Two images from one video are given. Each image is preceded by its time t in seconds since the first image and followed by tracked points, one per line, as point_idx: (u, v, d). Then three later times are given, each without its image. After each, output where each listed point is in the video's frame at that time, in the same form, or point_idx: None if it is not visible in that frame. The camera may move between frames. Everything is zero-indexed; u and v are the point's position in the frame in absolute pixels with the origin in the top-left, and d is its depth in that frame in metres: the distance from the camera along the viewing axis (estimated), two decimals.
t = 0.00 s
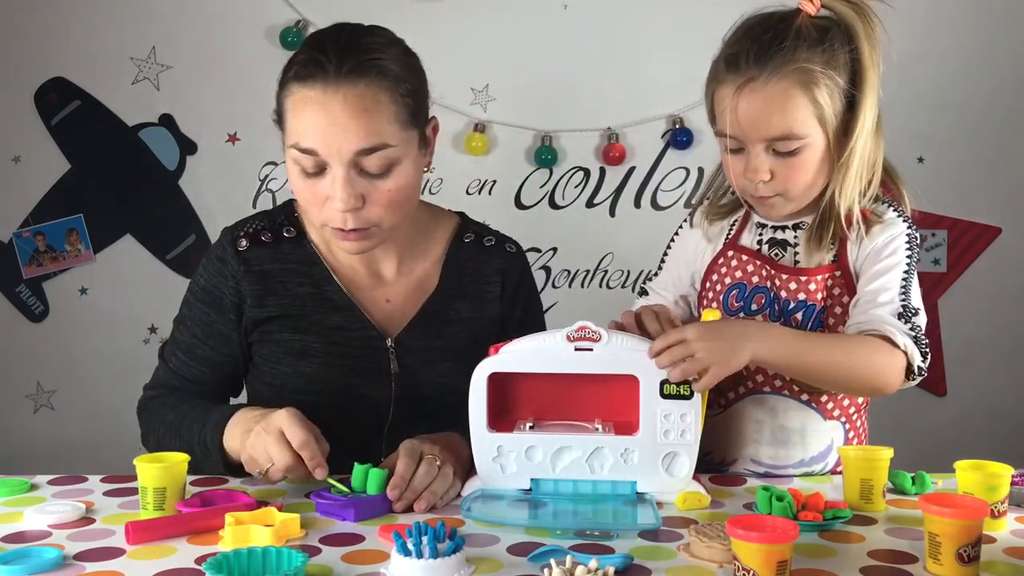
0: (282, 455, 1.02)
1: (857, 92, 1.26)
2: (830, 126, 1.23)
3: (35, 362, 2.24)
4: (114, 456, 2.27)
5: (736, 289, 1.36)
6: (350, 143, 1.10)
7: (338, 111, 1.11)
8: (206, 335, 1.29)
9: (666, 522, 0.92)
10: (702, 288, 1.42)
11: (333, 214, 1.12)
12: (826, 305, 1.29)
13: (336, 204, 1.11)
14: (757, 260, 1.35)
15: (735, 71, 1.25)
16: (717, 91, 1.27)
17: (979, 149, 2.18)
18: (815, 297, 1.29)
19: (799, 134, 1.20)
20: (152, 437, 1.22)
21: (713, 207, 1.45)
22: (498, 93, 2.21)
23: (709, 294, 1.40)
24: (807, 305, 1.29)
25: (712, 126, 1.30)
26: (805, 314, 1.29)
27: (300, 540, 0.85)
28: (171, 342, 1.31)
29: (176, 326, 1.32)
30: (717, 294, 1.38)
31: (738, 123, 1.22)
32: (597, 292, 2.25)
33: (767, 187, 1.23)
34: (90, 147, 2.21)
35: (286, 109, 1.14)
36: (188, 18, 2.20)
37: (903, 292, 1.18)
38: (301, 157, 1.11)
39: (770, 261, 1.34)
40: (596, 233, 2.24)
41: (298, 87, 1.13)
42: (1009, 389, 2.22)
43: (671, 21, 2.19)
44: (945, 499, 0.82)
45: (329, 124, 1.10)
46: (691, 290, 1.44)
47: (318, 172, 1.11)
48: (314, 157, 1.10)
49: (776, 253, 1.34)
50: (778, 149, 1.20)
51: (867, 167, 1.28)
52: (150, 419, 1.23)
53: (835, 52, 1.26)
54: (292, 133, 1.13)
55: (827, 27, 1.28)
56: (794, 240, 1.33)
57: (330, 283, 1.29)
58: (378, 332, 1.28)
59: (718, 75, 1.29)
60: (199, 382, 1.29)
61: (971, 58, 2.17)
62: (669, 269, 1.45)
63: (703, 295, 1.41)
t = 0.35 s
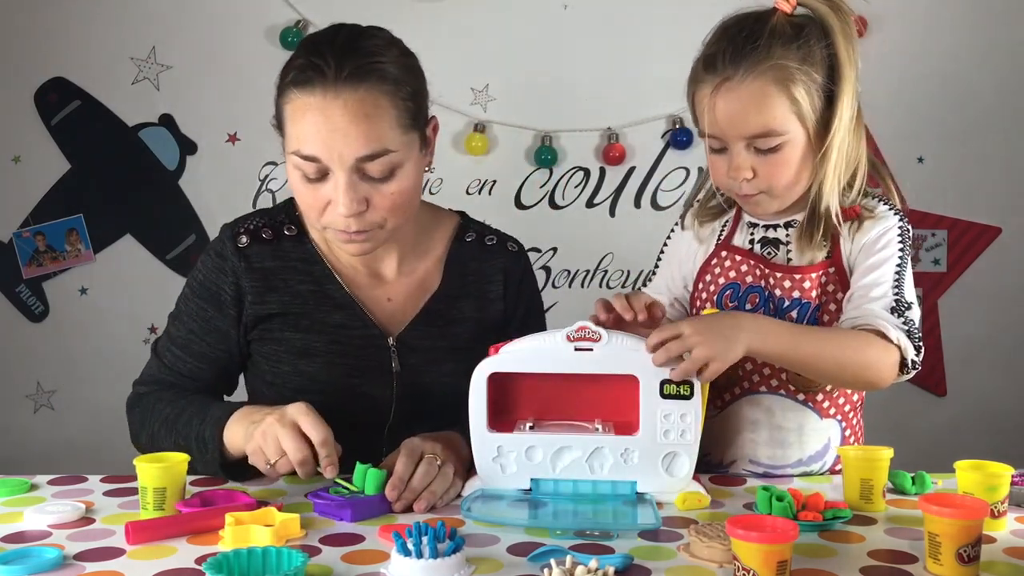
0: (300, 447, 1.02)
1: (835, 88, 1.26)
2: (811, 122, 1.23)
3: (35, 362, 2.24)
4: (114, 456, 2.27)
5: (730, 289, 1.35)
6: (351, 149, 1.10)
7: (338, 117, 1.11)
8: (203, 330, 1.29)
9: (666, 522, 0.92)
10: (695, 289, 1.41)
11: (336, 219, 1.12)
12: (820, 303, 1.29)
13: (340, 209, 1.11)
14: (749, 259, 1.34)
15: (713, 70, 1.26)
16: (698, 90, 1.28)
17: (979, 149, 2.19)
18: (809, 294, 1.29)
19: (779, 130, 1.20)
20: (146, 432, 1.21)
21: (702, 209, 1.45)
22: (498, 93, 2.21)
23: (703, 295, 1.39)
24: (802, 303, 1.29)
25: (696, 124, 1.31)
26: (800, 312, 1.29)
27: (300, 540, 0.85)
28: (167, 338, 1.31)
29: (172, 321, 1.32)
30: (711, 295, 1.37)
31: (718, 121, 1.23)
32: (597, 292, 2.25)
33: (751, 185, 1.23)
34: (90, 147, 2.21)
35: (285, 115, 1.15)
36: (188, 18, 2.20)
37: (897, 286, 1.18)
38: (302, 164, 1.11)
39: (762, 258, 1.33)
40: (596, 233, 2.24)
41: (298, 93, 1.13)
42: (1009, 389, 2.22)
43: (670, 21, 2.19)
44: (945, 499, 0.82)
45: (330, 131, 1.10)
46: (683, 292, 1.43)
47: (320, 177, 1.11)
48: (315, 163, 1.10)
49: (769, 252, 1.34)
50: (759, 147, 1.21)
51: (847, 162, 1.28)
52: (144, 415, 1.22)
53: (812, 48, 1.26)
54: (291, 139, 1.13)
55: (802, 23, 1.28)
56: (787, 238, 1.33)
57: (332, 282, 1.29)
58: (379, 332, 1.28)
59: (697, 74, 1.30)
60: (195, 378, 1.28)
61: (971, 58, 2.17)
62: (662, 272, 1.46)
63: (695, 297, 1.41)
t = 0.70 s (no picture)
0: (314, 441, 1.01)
1: (824, 83, 1.26)
2: (799, 116, 1.23)
3: (34, 362, 2.24)
4: (114, 456, 2.27)
5: (724, 287, 1.35)
6: (357, 145, 1.10)
7: (343, 113, 1.11)
8: (211, 329, 1.29)
9: (666, 522, 0.92)
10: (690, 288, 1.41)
11: (344, 214, 1.13)
12: (816, 299, 1.29)
13: (347, 205, 1.11)
14: (743, 257, 1.34)
15: (705, 63, 1.27)
16: (690, 84, 1.29)
17: (979, 149, 2.19)
18: (804, 290, 1.29)
19: (767, 123, 1.20)
20: (155, 430, 1.21)
21: (697, 208, 1.45)
22: (498, 93, 2.21)
23: (697, 292, 1.39)
24: (796, 298, 1.29)
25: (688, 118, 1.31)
26: (794, 308, 1.29)
27: (300, 540, 0.85)
28: (175, 337, 1.31)
29: (180, 319, 1.32)
30: (706, 292, 1.37)
31: (707, 113, 1.23)
32: (597, 292, 2.25)
33: (739, 178, 1.23)
34: (90, 147, 2.21)
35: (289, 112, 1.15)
36: (188, 18, 2.20)
37: (892, 283, 1.18)
38: (308, 161, 1.12)
39: (754, 255, 1.33)
40: (596, 233, 2.24)
41: (301, 91, 1.13)
42: (1008, 389, 2.22)
43: (670, 21, 2.19)
44: (945, 499, 0.82)
45: (335, 127, 1.10)
46: (678, 290, 1.43)
47: (326, 174, 1.11)
48: (321, 160, 1.10)
49: (764, 250, 1.34)
50: (747, 139, 1.21)
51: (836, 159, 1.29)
52: (153, 413, 1.22)
53: (801, 42, 1.26)
54: (295, 137, 1.13)
55: (793, 19, 1.28)
56: (781, 237, 1.33)
57: (335, 278, 1.29)
58: (382, 329, 1.28)
59: (689, 68, 1.30)
60: (203, 377, 1.28)
61: (971, 58, 2.17)
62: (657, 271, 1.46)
63: (691, 294, 1.40)
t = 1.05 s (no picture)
0: (298, 447, 1.02)
1: (827, 83, 1.26)
2: (800, 116, 1.23)
3: (34, 362, 2.24)
4: (114, 456, 2.27)
5: (725, 287, 1.35)
6: (363, 146, 1.10)
7: (349, 115, 1.11)
8: (211, 334, 1.29)
9: (666, 522, 0.92)
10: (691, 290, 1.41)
11: (348, 215, 1.13)
12: (817, 299, 1.29)
13: (352, 205, 1.11)
14: (747, 257, 1.34)
15: (706, 60, 1.27)
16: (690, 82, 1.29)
17: (979, 149, 2.18)
18: (806, 291, 1.29)
19: (769, 122, 1.20)
20: (159, 432, 1.22)
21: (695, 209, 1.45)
22: (498, 93, 2.21)
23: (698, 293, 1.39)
24: (797, 298, 1.29)
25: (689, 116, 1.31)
26: (796, 308, 1.29)
27: (300, 540, 0.85)
28: (177, 340, 1.31)
29: (181, 324, 1.32)
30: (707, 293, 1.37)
31: (706, 111, 1.23)
32: (596, 292, 2.25)
33: (739, 177, 1.23)
34: (90, 147, 2.21)
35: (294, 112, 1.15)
36: (188, 18, 2.20)
37: (893, 287, 1.19)
38: (314, 161, 1.11)
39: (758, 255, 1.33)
40: (596, 233, 2.24)
41: (306, 91, 1.13)
42: (1008, 389, 2.22)
43: (670, 21, 2.20)
44: (945, 499, 0.82)
45: (341, 128, 1.10)
46: (680, 290, 1.43)
47: (332, 174, 1.11)
48: (326, 160, 1.10)
49: (765, 250, 1.34)
50: (747, 137, 1.20)
51: (837, 161, 1.29)
52: (156, 416, 1.23)
53: (804, 42, 1.26)
54: (300, 136, 1.13)
55: (796, 19, 1.28)
56: (782, 236, 1.33)
57: (333, 282, 1.29)
58: (380, 332, 1.28)
59: (690, 64, 1.31)
60: (206, 381, 1.29)
61: (971, 58, 2.17)
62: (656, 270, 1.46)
63: (693, 294, 1.41)
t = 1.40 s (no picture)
0: (334, 436, 1.04)
1: (828, 87, 1.26)
2: (802, 120, 1.23)
3: (34, 361, 2.24)
4: (114, 456, 2.27)
5: (725, 287, 1.35)
6: (374, 147, 1.10)
7: (362, 116, 1.11)
8: (216, 338, 1.29)
9: (666, 522, 0.92)
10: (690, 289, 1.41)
11: (358, 215, 1.12)
12: (819, 300, 1.28)
13: (362, 206, 1.11)
14: (748, 258, 1.34)
15: (707, 64, 1.27)
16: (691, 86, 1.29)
17: (979, 149, 2.18)
18: (808, 292, 1.28)
19: (770, 126, 1.20)
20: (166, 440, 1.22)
21: (696, 209, 1.44)
22: (498, 93, 2.21)
23: (697, 292, 1.39)
24: (799, 299, 1.28)
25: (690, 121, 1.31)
26: (797, 308, 1.28)
27: (300, 540, 0.85)
28: (181, 346, 1.31)
29: (184, 327, 1.32)
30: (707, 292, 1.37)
31: (708, 115, 1.23)
32: (596, 292, 2.25)
33: (740, 181, 1.23)
34: (91, 147, 2.21)
35: (304, 112, 1.15)
36: (188, 18, 2.20)
37: (896, 297, 1.20)
38: (324, 162, 1.11)
39: (759, 256, 1.33)
40: (596, 233, 2.24)
41: (317, 92, 1.13)
42: (1009, 388, 2.22)
43: (670, 21, 2.20)
44: (945, 499, 0.82)
45: (353, 128, 1.11)
46: (678, 289, 1.43)
47: (342, 175, 1.11)
48: (337, 161, 1.10)
49: (767, 250, 1.34)
50: (748, 141, 1.20)
51: (838, 164, 1.29)
52: (163, 423, 1.23)
53: (806, 46, 1.26)
54: (310, 138, 1.13)
55: (797, 23, 1.28)
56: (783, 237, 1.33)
57: (336, 283, 1.29)
58: (383, 333, 1.28)
59: (691, 69, 1.31)
60: (212, 385, 1.30)
61: (971, 58, 2.17)
62: (655, 269, 1.46)
63: (692, 293, 1.41)
